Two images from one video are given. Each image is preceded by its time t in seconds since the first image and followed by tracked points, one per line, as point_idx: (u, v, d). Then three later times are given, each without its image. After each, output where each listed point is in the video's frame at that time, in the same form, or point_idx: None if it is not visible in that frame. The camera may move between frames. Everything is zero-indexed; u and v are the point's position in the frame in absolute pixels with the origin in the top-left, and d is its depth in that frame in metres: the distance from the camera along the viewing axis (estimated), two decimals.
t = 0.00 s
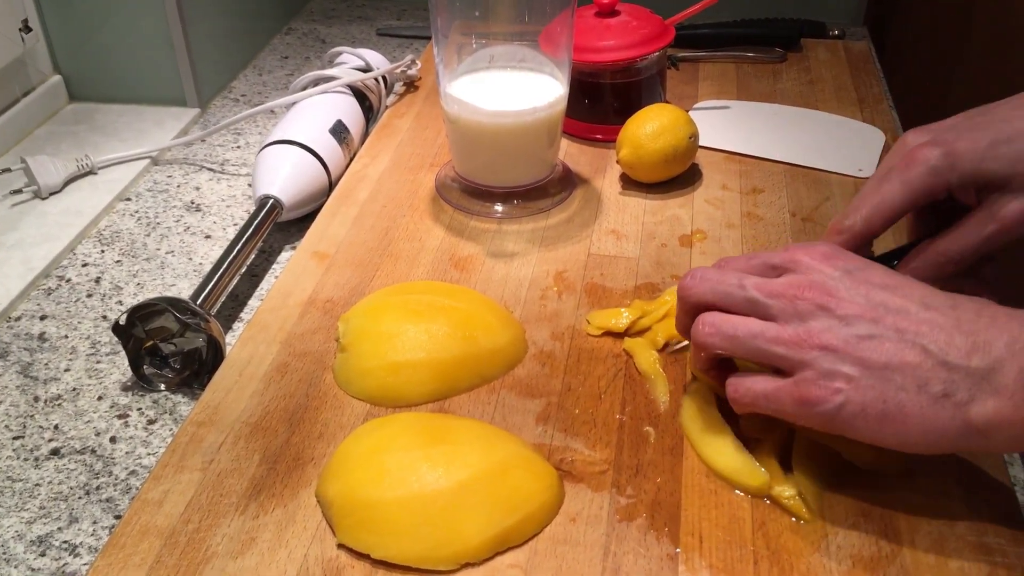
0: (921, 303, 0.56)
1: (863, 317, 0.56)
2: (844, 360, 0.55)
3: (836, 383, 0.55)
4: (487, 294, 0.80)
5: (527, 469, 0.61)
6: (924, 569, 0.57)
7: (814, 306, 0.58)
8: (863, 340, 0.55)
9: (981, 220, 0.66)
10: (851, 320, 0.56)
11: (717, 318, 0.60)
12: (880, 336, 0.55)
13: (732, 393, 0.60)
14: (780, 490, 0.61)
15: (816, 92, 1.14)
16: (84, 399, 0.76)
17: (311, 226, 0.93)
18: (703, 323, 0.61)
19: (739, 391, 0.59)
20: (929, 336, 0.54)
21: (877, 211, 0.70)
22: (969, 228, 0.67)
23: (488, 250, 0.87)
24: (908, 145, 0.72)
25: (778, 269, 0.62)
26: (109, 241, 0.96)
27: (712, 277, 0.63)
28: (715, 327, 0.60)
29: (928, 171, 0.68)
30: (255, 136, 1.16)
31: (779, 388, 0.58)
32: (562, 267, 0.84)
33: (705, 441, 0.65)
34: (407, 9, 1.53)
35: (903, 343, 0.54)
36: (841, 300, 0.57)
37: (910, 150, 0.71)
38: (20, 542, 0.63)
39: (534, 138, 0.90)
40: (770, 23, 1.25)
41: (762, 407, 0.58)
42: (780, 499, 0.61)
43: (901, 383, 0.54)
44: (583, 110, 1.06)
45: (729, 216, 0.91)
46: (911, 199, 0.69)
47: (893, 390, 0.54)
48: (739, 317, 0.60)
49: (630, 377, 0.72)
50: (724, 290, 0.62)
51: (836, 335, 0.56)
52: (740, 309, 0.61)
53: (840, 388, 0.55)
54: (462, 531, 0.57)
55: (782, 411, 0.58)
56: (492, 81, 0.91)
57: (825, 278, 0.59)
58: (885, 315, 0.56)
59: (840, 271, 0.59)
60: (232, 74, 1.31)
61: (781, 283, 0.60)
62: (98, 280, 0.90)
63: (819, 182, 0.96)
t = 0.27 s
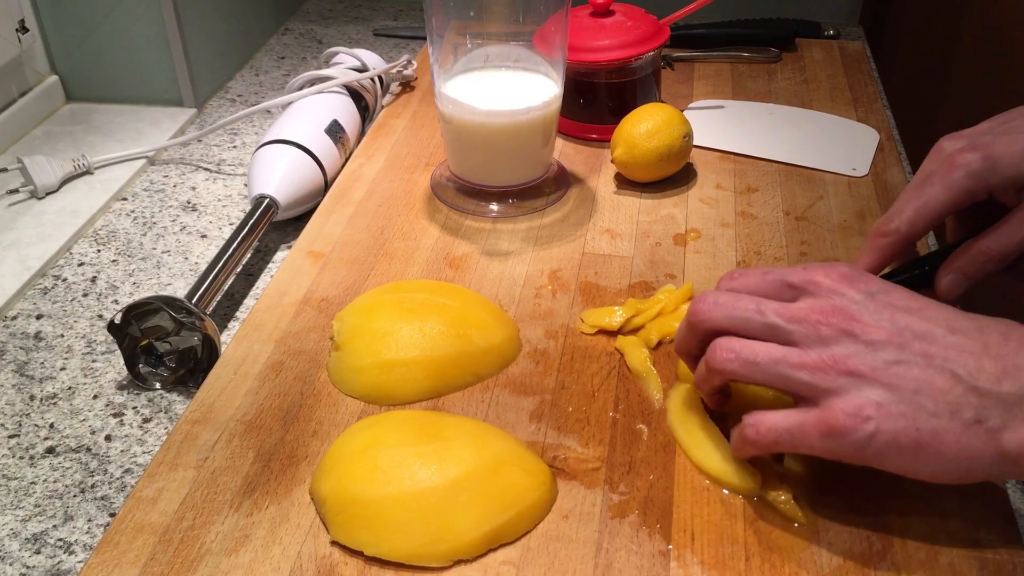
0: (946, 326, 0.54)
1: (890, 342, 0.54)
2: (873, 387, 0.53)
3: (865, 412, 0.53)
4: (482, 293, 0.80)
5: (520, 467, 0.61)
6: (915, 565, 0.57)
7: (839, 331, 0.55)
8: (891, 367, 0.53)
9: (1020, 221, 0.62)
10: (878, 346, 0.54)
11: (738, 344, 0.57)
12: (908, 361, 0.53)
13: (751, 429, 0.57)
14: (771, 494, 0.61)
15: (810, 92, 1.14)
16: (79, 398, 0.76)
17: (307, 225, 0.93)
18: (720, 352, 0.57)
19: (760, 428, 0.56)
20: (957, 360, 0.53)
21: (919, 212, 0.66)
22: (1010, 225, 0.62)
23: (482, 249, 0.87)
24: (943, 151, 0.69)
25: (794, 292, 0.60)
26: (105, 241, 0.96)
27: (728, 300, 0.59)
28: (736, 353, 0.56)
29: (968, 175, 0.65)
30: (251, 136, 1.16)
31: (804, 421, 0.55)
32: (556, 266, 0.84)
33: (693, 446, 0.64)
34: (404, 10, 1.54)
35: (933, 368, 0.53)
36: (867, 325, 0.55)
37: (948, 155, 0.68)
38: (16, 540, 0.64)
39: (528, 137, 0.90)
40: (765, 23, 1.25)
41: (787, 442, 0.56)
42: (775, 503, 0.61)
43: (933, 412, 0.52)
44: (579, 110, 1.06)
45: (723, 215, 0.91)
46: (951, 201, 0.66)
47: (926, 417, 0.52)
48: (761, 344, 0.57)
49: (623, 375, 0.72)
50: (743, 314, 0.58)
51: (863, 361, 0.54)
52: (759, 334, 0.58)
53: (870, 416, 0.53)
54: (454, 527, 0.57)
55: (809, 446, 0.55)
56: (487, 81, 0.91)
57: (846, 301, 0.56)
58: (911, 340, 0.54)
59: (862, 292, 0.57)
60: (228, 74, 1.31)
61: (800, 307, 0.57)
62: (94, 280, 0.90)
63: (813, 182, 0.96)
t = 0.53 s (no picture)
0: (943, 321, 0.54)
1: (886, 340, 0.54)
2: (870, 388, 0.53)
3: (864, 413, 0.52)
4: (475, 291, 0.81)
5: (511, 464, 0.61)
6: (905, 562, 0.57)
7: (835, 331, 0.55)
8: (890, 365, 0.53)
9: (1001, 189, 0.61)
10: (875, 344, 0.54)
11: (735, 362, 0.56)
12: (906, 357, 0.53)
13: (772, 441, 0.58)
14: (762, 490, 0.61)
15: (805, 90, 1.14)
16: (73, 396, 0.76)
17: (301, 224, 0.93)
18: (721, 366, 0.57)
19: (776, 439, 0.57)
20: (958, 354, 0.52)
21: (896, 177, 0.66)
22: (986, 198, 0.61)
23: (476, 247, 0.87)
24: (926, 111, 0.68)
25: (787, 293, 0.59)
26: (99, 240, 0.96)
27: (724, 309, 0.59)
28: (733, 372, 0.56)
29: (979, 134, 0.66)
30: (246, 135, 1.16)
31: (808, 428, 0.55)
32: (550, 264, 0.85)
33: (688, 442, 0.65)
34: (400, 9, 1.54)
35: (932, 364, 0.52)
36: (861, 323, 0.55)
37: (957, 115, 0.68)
38: (8, 538, 0.64)
39: (522, 135, 0.90)
40: (760, 22, 1.25)
41: (795, 450, 0.56)
42: (765, 503, 0.60)
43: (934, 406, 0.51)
44: (573, 108, 1.06)
45: (716, 213, 0.92)
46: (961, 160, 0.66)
47: (927, 413, 0.51)
48: (758, 358, 0.56)
49: (615, 373, 0.72)
50: (739, 321, 0.58)
51: (859, 361, 0.53)
52: (755, 340, 0.58)
53: (869, 417, 0.52)
54: (446, 524, 0.57)
55: (817, 453, 0.55)
56: (480, 79, 0.91)
57: (840, 302, 0.56)
58: (907, 337, 0.54)
59: (856, 292, 0.57)
60: (223, 73, 1.31)
61: (795, 311, 0.57)
62: (88, 278, 0.90)
63: (806, 180, 0.96)
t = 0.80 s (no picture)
0: (947, 323, 0.53)
1: (894, 344, 0.52)
2: (883, 394, 0.51)
3: (882, 419, 0.50)
4: (475, 291, 0.80)
5: (512, 464, 0.61)
6: (906, 563, 0.57)
7: (841, 337, 0.53)
8: (900, 369, 0.51)
9: (996, 233, 0.60)
10: (883, 349, 0.52)
11: (742, 373, 0.55)
12: (916, 362, 0.51)
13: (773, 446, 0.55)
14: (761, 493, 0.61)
15: (805, 89, 1.14)
16: (72, 396, 0.76)
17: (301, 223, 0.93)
18: (726, 379, 0.56)
19: (778, 443, 0.55)
20: (967, 356, 0.51)
21: (894, 227, 0.63)
22: (983, 241, 0.61)
23: (475, 247, 0.87)
24: (910, 161, 0.65)
25: (786, 300, 0.57)
26: (97, 239, 0.96)
27: (725, 320, 0.57)
28: (741, 384, 0.55)
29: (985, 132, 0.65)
30: (245, 134, 1.16)
31: (820, 434, 0.53)
32: (550, 264, 0.84)
33: (688, 447, 0.64)
34: (399, 8, 1.54)
35: (942, 367, 0.51)
36: (866, 327, 0.53)
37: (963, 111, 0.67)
38: (7, 539, 0.64)
39: (522, 134, 0.90)
40: (760, 21, 1.25)
41: (804, 457, 0.53)
42: (766, 512, 0.60)
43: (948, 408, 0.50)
44: (573, 108, 1.06)
45: (717, 213, 0.91)
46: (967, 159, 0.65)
47: (942, 417, 0.50)
48: (765, 369, 0.54)
49: (616, 374, 0.72)
50: (743, 332, 0.56)
51: (869, 367, 0.52)
52: (760, 351, 0.55)
53: (887, 423, 0.50)
54: (446, 525, 0.57)
55: (830, 460, 0.52)
56: (480, 79, 0.91)
57: (843, 308, 0.55)
58: (914, 340, 0.53)
59: (859, 298, 0.55)
60: (222, 72, 1.31)
61: (797, 320, 0.55)
62: (86, 278, 0.90)
63: (806, 180, 0.96)
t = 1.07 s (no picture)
0: (1003, 370, 0.51)
1: (947, 394, 0.50)
2: (935, 447, 0.49)
3: (934, 474, 0.48)
4: (475, 291, 0.80)
5: (512, 464, 0.61)
6: (906, 563, 0.57)
7: (891, 385, 0.51)
8: (953, 422, 0.49)
9: None
10: (936, 400, 0.50)
11: (782, 418, 0.52)
12: (971, 413, 0.49)
13: (820, 495, 0.53)
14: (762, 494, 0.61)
15: (804, 90, 1.14)
16: (71, 397, 0.76)
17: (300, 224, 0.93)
18: (766, 426, 0.52)
19: (827, 496, 0.53)
20: None
21: (942, 165, 0.65)
22: None
23: (475, 247, 0.87)
24: (960, 106, 0.67)
25: (830, 338, 0.54)
26: (97, 240, 0.96)
27: (765, 359, 0.53)
28: (781, 430, 0.52)
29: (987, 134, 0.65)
30: (245, 135, 1.16)
31: (868, 487, 0.51)
32: (549, 264, 0.84)
33: (686, 449, 0.64)
34: (398, 8, 1.54)
35: (997, 420, 0.49)
36: (919, 376, 0.51)
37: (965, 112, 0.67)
38: (7, 539, 0.64)
39: (521, 135, 0.90)
40: (759, 22, 1.25)
41: (856, 509, 0.51)
42: (771, 526, 0.59)
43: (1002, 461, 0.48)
44: (572, 108, 1.06)
45: (716, 213, 0.92)
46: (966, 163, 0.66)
47: (998, 472, 0.48)
48: (806, 414, 0.52)
49: (615, 374, 0.72)
50: (783, 376, 0.52)
51: (922, 419, 0.50)
52: (801, 394, 0.52)
53: (939, 478, 0.48)
54: (446, 525, 0.57)
55: (878, 513, 0.51)
56: (479, 79, 0.91)
57: (892, 351, 0.52)
58: (968, 389, 0.50)
59: (908, 340, 0.53)
60: (222, 73, 1.31)
61: (845, 363, 0.52)
62: (86, 278, 0.90)
63: (805, 180, 0.96)
